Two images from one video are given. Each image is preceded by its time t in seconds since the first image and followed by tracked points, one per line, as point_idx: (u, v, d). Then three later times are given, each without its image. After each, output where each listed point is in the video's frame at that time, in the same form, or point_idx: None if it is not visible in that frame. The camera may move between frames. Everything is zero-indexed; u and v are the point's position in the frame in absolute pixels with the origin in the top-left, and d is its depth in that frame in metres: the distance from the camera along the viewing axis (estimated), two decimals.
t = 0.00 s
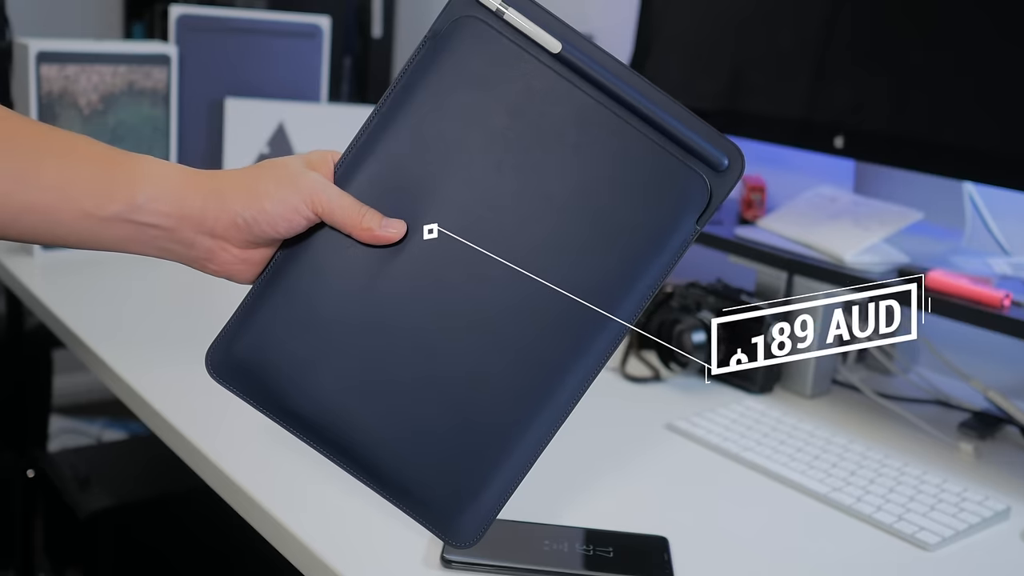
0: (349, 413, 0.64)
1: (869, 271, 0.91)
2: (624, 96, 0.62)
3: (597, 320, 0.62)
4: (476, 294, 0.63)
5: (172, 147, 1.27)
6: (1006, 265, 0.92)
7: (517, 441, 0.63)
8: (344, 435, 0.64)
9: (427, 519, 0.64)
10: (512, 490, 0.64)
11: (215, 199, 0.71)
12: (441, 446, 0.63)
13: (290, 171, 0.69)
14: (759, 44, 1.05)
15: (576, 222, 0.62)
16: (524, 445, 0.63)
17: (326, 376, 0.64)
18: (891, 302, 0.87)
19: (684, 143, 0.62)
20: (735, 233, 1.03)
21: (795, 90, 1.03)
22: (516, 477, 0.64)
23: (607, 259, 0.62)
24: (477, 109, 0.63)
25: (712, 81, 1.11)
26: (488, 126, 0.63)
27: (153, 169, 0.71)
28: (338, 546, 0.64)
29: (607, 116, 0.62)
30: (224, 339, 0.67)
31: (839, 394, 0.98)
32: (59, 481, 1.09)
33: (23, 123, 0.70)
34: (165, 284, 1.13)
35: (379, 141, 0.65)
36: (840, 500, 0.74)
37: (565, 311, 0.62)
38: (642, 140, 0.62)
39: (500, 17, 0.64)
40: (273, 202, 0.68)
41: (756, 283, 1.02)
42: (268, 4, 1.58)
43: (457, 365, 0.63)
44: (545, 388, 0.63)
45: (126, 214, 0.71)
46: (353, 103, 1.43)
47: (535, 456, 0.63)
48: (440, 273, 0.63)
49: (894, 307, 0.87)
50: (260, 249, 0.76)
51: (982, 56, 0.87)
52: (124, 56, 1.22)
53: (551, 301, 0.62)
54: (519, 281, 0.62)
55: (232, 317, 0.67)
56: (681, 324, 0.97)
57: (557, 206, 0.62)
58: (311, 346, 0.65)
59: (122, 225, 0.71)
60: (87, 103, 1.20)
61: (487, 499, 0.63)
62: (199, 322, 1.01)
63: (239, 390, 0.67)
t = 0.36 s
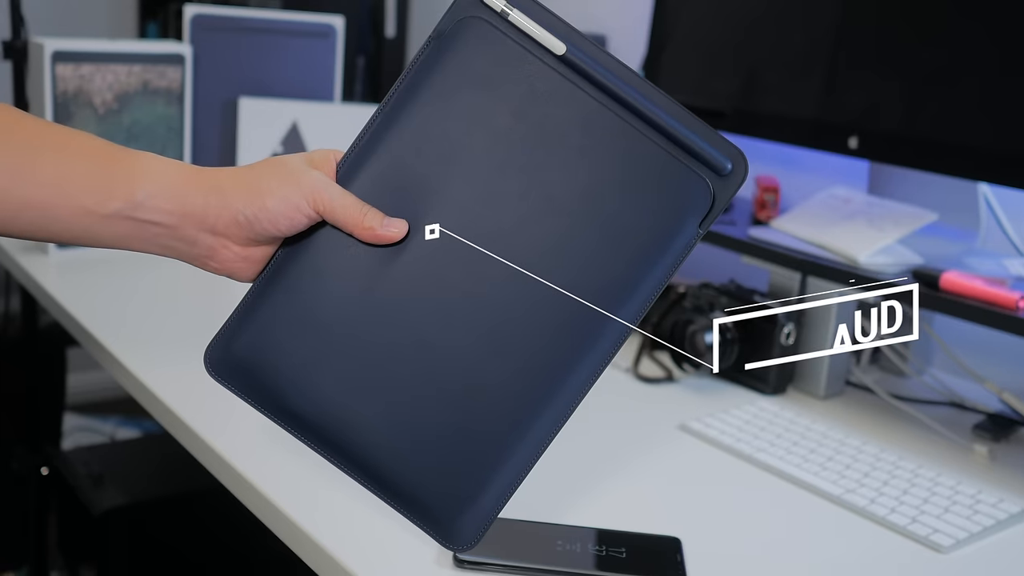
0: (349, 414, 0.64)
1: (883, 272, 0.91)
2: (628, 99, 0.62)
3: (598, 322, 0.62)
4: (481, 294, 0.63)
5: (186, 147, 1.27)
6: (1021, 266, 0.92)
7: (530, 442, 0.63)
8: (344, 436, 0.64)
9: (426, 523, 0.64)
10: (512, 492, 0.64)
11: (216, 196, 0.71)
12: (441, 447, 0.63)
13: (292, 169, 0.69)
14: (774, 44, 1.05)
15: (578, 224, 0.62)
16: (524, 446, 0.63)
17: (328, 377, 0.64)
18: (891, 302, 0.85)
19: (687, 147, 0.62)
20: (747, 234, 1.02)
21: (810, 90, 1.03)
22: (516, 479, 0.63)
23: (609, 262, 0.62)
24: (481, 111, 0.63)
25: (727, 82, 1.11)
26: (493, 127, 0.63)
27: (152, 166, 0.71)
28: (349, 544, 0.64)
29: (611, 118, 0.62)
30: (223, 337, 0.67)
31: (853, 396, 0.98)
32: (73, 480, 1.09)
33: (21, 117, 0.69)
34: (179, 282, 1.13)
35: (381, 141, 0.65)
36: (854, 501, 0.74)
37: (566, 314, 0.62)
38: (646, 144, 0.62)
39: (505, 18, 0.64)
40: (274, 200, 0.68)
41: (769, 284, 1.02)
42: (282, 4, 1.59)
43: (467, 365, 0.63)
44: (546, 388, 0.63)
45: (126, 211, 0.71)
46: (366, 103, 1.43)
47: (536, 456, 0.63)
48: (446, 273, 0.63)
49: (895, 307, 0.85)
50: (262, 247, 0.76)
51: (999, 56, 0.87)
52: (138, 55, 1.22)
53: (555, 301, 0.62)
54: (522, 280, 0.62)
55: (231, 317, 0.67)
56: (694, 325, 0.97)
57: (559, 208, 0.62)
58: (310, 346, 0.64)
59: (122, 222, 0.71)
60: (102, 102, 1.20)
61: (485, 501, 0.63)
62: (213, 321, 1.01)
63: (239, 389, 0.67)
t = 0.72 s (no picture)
0: (350, 417, 0.64)
1: (901, 274, 0.90)
2: (635, 109, 0.63)
3: (598, 334, 0.62)
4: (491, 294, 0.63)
5: (203, 145, 1.27)
6: None
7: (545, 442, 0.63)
8: (344, 439, 0.64)
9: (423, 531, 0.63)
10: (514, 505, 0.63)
11: (223, 194, 0.72)
12: (443, 454, 0.62)
13: (300, 168, 0.70)
14: (792, 45, 1.05)
15: (580, 232, 0.62)
16: (528, 455, 0.62)
17: (335, 376, 0.64)
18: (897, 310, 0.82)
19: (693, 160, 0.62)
20: (763, 235, 1.02)
21: (827, 90, 1.03)
22: (517, 491, 0.62)
23: (608, 272, 0.62)
24: (490, 119, 0.64)
25: (743, 83, 1.11)
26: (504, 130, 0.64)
27: (159, 164, 0.71)
28: (363, 538, 0.64)
29: (617, 126, 0.63)
30: (223, 338, 0.67)
31: (869, 398, 0.98)
32: (90, 476, 1.10)
33: (31, 114, 0.69)
34: (197, 281, 1.13)
35: (391, 145, 0.66)
36: (870, 503, 0.73)
37: (566, 322, 0.62)
38: (651, 154, 0.62)
39: (518, 28, 0.65)
40: (282, 198, 0.68)
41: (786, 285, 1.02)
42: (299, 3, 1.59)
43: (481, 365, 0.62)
44: (550, 396, 0.62)
45: (133, 208, 0.71)
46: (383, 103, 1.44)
47: (542, 466, 0.62)
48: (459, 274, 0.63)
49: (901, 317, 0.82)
50: (268, 246, 0.76)
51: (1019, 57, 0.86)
52: (156, 54, 1.22)
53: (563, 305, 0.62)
54: (527, 280, 0.62)
55: (233, 315, 0.67)
56: (710, 325, 0.98)
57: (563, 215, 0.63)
58: (312, 346, 0.65)
59: (128, 220, 0.71)
60: (120, 102, 1.21)
61: (486, 516, 0.62)
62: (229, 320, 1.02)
63: (237, 390, 0.67)
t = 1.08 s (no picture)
0: (351, 416, 0.63)
1: (917, 274, 0.90)
2: (638, 117, 0.65)
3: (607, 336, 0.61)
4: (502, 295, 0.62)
5: (218, 145, 1.28)
6: None
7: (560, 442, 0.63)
8: (344, 437, 0.62)
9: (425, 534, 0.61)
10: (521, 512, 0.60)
11: (233, 189, 0.73)
12: (445, 455, 0.60)
13: (313, 164, 0.71)
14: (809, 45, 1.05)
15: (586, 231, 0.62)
16: (534, 459, 0.60)
17: (339, 375, 0.63)
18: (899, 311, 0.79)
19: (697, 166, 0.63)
20: (779, 236, 1.02)
21: (843, 91, 1.02)
22: (524, 496, 0.60)
23: (614, 272, 0.61)
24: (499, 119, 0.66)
25: (758, 83, 1.10)
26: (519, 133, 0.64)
27: (169, 160, 0.72)
28: (377, 538, 0.64)
29: (623, 128, 0.64)
30: (231, 337, 0.68)
31: (885, 399, 0.97)
32: (105, 474, 1.10)
33: (45, 112, 0.70)
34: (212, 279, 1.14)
35: (403, 148, 0.68)
36: (885, 505, 0.73)
37: (576, 319, 0.61)
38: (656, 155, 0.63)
39: (527, 43, 0.69)
40: (295, 191, 0.70)
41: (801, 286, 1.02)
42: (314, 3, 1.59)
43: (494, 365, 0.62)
44: (559, 398, 0.60)
45: (141, 203, 0.71)
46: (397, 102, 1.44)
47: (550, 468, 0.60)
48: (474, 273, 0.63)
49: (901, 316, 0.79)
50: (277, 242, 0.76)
51: None
52: (172, 54, 1.23)
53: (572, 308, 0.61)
54: (535, 279, 0.61)
55: (238, 315, 0.68)
56: (725, 326, 0.98)
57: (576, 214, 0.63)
58: (315, 345, 0.65)
59: (135, 215, 0.71)
60: (137, 101, 1.21)
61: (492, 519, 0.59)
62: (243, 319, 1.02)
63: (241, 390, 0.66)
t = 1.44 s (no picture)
0: (352, 420, 0.61)
1: (932, 276, 0.89)
2: (644, 142, 0.66)
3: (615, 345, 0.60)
4: (513, 297, 0.61)
5: (232, 144, 1.28)
6: None
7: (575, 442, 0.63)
8: (345, 443, 0.60)
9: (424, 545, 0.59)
10: (523, 524, 0.59)
11: (241, 190, 0.73)
12: (449, 463, 0.59)
13: (324, 171, 0.72)
14: (824, 44, 1.04)
15: (594, 240, 0.62)
16: (541, 466, 0.58)
17: (343, 378, 0.62)
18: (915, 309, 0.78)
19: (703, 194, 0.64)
20: (792, 236, 1.01)
21: (858, 92, 1.02)
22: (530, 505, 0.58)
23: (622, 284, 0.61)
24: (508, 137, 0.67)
25: (773, 83, 1.10)
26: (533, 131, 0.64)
27: (177, 163, 0.72)
28: (390, 538, 0.64)
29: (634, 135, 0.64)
30: (231, 338, 0.66)
31: (898, 401, 0.97)
32: (118, 472, 1.11)
33: (53, 114, 0.70)
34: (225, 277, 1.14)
35: (410, 163, 0.68)
36: (898, 507, 0.73)
37: (585, 325, 0.60)
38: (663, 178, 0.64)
39: (537, 69, 0.70)
40: (305, 192, 0.71)
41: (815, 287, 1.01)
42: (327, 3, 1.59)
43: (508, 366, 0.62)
44: (567, 407, 0.59)
45: (148, 204, 0.70)
46: (410, 102, 1.44)
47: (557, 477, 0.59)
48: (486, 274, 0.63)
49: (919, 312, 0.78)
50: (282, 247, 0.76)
51: None
52: (187, 53, 1.23)
53: (581, 315, 0.60)
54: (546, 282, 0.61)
55: (238, 319, 0.67)
56: (738, 327, 0.97)
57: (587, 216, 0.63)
58: (318, 350, 0.63)
59: (142, 217, 0.71)
60: (151, 100, 1.22)
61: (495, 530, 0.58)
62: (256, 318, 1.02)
63: (237, 391, 0.64)
